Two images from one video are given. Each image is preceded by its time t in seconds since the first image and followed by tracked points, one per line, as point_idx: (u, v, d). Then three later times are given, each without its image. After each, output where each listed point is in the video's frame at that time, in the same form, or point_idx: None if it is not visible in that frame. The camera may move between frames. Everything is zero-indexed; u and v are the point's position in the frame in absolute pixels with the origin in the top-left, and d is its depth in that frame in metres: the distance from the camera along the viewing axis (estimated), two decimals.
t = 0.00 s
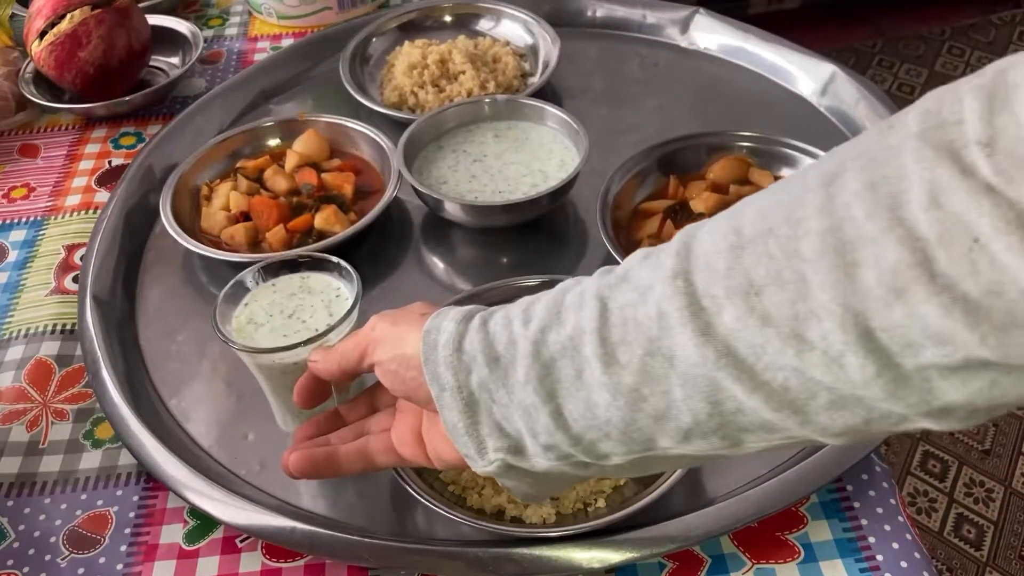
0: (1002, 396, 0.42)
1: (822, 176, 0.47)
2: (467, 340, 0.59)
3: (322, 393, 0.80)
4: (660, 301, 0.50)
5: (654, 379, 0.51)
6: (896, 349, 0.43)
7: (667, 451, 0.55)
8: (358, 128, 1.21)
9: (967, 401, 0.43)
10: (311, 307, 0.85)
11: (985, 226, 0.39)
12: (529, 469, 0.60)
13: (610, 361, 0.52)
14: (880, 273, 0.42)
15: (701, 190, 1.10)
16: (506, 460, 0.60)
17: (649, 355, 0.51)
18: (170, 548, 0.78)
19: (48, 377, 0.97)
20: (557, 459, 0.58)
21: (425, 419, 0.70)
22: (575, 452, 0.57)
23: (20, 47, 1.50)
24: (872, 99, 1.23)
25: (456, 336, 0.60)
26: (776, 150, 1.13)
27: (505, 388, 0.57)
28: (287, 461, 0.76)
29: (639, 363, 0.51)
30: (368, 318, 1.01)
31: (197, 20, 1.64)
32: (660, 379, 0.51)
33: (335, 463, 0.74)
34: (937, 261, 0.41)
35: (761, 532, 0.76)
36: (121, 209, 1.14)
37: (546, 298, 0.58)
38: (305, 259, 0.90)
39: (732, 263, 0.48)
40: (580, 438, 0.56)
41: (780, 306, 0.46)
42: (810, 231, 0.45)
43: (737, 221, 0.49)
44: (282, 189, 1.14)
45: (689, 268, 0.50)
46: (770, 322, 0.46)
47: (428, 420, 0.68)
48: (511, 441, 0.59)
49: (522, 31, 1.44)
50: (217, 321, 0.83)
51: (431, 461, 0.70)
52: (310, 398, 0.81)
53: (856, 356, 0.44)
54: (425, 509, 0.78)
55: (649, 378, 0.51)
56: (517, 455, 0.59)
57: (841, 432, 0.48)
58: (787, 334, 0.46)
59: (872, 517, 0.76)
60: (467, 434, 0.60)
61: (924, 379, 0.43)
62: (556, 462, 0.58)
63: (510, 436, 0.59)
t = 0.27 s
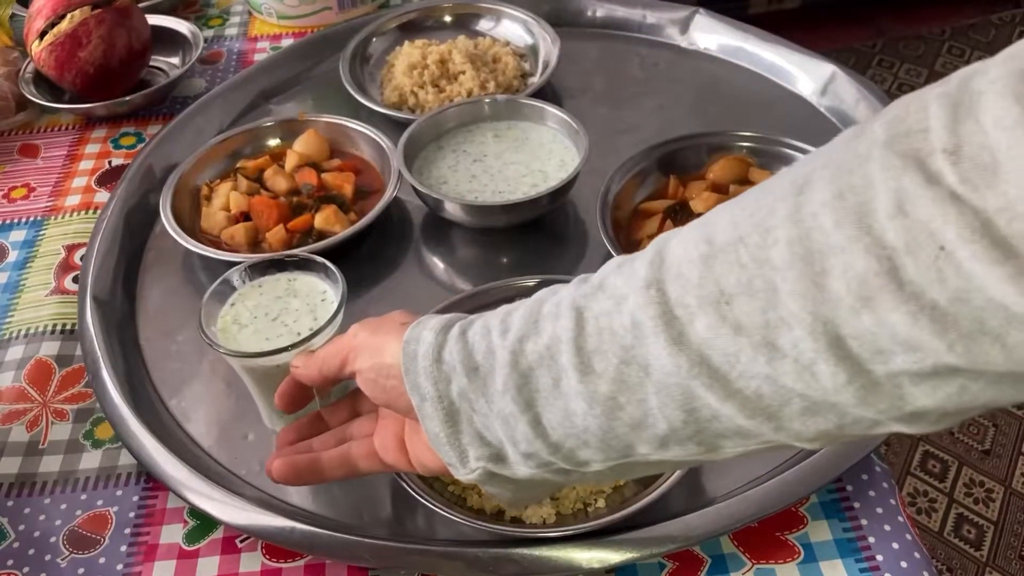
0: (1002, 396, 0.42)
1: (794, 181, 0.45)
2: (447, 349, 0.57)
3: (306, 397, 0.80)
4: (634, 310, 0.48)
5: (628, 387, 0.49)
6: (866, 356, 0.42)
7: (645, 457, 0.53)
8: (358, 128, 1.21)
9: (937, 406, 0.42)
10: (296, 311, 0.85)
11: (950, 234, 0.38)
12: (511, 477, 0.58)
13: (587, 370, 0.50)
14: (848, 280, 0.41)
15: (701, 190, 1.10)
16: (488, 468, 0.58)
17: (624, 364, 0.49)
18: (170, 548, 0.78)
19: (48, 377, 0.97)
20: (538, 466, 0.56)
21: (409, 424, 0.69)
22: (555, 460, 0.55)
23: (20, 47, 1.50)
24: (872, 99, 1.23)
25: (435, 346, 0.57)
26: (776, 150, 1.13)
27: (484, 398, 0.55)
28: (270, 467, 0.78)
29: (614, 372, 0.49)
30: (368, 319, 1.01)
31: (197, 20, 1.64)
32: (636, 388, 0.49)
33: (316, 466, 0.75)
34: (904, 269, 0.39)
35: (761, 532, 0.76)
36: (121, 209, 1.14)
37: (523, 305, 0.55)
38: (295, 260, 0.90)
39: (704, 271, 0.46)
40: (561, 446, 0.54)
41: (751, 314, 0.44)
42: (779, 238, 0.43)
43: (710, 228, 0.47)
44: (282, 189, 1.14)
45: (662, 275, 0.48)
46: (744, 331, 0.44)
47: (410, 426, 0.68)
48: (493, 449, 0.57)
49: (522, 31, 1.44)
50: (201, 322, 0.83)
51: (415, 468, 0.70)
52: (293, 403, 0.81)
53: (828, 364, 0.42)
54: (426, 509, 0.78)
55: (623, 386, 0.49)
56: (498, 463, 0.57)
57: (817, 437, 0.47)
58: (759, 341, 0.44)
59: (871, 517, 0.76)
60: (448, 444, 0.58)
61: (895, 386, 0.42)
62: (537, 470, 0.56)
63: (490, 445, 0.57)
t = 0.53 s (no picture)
0: (1003, 396, 0.42)
1: (773, 193, 0.45)
2: (432, 363, 0.58)
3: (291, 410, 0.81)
4: (618, 323, 0.49)
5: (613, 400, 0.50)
6: (851, 366, 0.43)
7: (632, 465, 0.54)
8: (358, 128, 1.21)
9: (922, 413, 0.43)
10: (292, 317, 0.85)
11: (931, 245, 0.38)
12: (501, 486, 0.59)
13: (572, 383, 0.51)
14: (830, 292, 0.41)
15: (701, 189, 1.10)
16: (478, 479, 0.58)
17: (609, 377, 0.49)
18: (170, 548, 0.78)
19: (48, 377, 0.97)
20: (528, 476, 0.57)
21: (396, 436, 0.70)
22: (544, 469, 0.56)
23: (20, 47, 1.50)
24: (872, 99, 1.22)
25: (420, 360, 0.58)
26: (776, 149, 1.13)
27: (471, 411, 0.55)
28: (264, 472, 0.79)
29: (600, 385, 0.50)
30: (368, 318, 1.01)
31: (197, 19, 1.64)
32: (622, 401, 0.50)
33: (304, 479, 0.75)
34: (886, 281, 0.40)
35: (761, 532, 0.76)
36: (121, 209, 1.13)
37: (506, 318, 0.56)
38: (295, 262, 0.90)
39: (686, 284, 0.46)
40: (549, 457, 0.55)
41: (735, 326, 0.45)
42: (761, 251, 0.44)
43: (691, 239, 0.48)
44: (282, 190, 1.14)
45: (644, 289, 0.49)
46: (726, 343, 0.45)
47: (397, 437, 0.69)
48: (482, 461, 0.57)
49: (522, 31, 1.44)
50: (198, 319, 0.83)
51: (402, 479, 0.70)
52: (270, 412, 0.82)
53: (811, 375, 0.43)
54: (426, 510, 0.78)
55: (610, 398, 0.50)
56: (488, 474, 0.58)
57: (802, 444, 0.48)
58: (742, 354, 0.45)
59: (871, 517, 0.76)
60: (437, 457, 0.58)
61: (880, 394, 0.43)
62: (527, 480, 0.57)
63: (480, 456, 0.57)
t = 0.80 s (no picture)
0: (1011, 400, 0.43)
1: (778, 195, 0.45)
2: (430, 365, 0.58)
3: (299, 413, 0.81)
4: (621, 325, 0.49)
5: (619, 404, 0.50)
6: (861, 369, 0.43)
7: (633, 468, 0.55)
8: (358, 128, 1.21)
9: (932, 417, 0.44)
10: (295, 315, 0.85)
11: (943, 247, 0.39)
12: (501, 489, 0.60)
13: (574, 386, 0.52)
14: (840, 294, 0.42)
15: (702, 189, 1.10)
16: (475, 484, 0.59)
17: (613, 380, 0.50)
18: (170, 548, 0.78)
19: (48, 377, 0.97)
20: (527, 481, 0.58)
21: (392, 440, 0.70)
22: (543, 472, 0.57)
23: (20, 47, 1.50)
24: (872, 99, 1.22)
25: (418, 363, 0.59)
26: (775, 149, 1.13)
27: (471, 414, 0.56)
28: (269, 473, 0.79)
29: (603, 388, 0.50)
30: (368, 318, 1.01)
31: (197, 19, 1.64)
32: (626, 405, 0.50)
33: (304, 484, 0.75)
34: (898, 283, 0.40)
35: (761, 532, 0.76)
36: (121, 209, 1.14)
37: (507, 323, 0.57)
38: (297, 260, 0.89)
39: (692, 287, 0.47)
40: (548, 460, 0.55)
41: (742, 330, 0.45)
42: (768, 253, 0.44)
43: (696, 240, 0.48)
44: (282, 190, 1.14)
45: (649, 292, 0.49)
46: (732, 347, 0.45)
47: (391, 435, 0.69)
48: (480, 465, 0.58)
49: (522, 31, 1.44)
50: (201, 318, 0.83)
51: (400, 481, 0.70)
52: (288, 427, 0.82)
53: (820, 379, 0.44)
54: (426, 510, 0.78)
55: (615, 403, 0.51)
56: (485, 478, 0.59)
57: (808, 446, 0.48)
58: (750, 358, 0.45)
59: (872, 517, 0.76)
60: (434, 460, 0.59)
61: (890, 397, 0.44)
62: (526, 484, 0.58)
63: (478, 460, 0.58)
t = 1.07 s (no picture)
0: None
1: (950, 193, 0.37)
2: (528, 385, 0.49)
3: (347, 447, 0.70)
4: (779, 344, 0.41)
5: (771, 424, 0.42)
6: None
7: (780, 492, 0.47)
8: (358, 128, 1.21)
9: None
10: (295, 314, 0.84)
11: None
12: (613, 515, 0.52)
13: (725, 410, 0.43)
14: None
15: (702, 190, 1.10)
16: (592, 512, 0.51)
17: (775, 402, 0.41)
18: (170, 548, 0.78)
19: (48, 377, 0.97)
20: (650, 506, 0.49)
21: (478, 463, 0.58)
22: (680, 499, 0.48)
23: (20, 47, 1.50)
24: (872, 99, 1.22)
25: (512, 381, 0.49)
26: (775, 149, 1.13)
27: (591, 442, 0.48)
28: (317, 464, 0.77)
29: (760, 412, 0.42)
30: (368, 318, 1.01)
31: (197, 19, 1.64)
32: (787, 429, 0.42)
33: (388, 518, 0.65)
34: None
35: (761, 533, 0.76)
36: (121, 209, 1.14)
37: (582, 345, 0.48)
38: (294, 260, 0.89)
39: (863, 301, 0.38)
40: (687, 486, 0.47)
41: (922, 349, 0.37)
42: (952, 265, 0.36)
43: (862, 244, 0.39)
44: (282, 190, 1.14)
45: (810, 304, 0.40)
46: (911, 367, 0.38)
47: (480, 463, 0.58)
48: (595, 492, 0.49)
49: (522, 31, 1.44)
50: (200, 320, 0.83)
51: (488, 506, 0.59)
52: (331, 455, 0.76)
53: (1006, 402, 0.36)
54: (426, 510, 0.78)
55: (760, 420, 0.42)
56: (602, 504, 0.50)
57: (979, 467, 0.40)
58: (928, 376, 0.38)
59: (871, 517, 0.76)
60: (542, 492, 0.50)
61: None
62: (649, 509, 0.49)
63: (595, 488, 0.49)
